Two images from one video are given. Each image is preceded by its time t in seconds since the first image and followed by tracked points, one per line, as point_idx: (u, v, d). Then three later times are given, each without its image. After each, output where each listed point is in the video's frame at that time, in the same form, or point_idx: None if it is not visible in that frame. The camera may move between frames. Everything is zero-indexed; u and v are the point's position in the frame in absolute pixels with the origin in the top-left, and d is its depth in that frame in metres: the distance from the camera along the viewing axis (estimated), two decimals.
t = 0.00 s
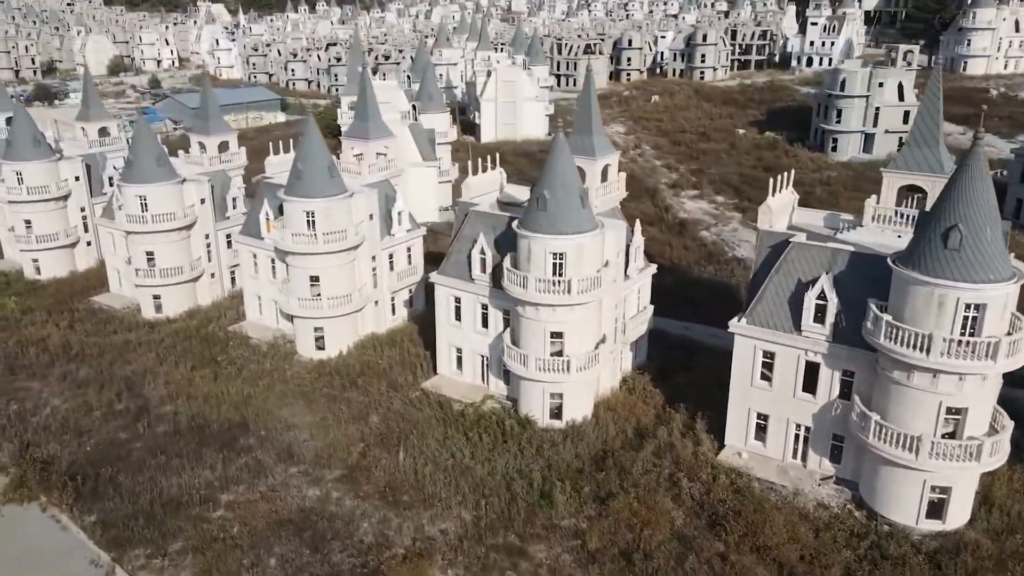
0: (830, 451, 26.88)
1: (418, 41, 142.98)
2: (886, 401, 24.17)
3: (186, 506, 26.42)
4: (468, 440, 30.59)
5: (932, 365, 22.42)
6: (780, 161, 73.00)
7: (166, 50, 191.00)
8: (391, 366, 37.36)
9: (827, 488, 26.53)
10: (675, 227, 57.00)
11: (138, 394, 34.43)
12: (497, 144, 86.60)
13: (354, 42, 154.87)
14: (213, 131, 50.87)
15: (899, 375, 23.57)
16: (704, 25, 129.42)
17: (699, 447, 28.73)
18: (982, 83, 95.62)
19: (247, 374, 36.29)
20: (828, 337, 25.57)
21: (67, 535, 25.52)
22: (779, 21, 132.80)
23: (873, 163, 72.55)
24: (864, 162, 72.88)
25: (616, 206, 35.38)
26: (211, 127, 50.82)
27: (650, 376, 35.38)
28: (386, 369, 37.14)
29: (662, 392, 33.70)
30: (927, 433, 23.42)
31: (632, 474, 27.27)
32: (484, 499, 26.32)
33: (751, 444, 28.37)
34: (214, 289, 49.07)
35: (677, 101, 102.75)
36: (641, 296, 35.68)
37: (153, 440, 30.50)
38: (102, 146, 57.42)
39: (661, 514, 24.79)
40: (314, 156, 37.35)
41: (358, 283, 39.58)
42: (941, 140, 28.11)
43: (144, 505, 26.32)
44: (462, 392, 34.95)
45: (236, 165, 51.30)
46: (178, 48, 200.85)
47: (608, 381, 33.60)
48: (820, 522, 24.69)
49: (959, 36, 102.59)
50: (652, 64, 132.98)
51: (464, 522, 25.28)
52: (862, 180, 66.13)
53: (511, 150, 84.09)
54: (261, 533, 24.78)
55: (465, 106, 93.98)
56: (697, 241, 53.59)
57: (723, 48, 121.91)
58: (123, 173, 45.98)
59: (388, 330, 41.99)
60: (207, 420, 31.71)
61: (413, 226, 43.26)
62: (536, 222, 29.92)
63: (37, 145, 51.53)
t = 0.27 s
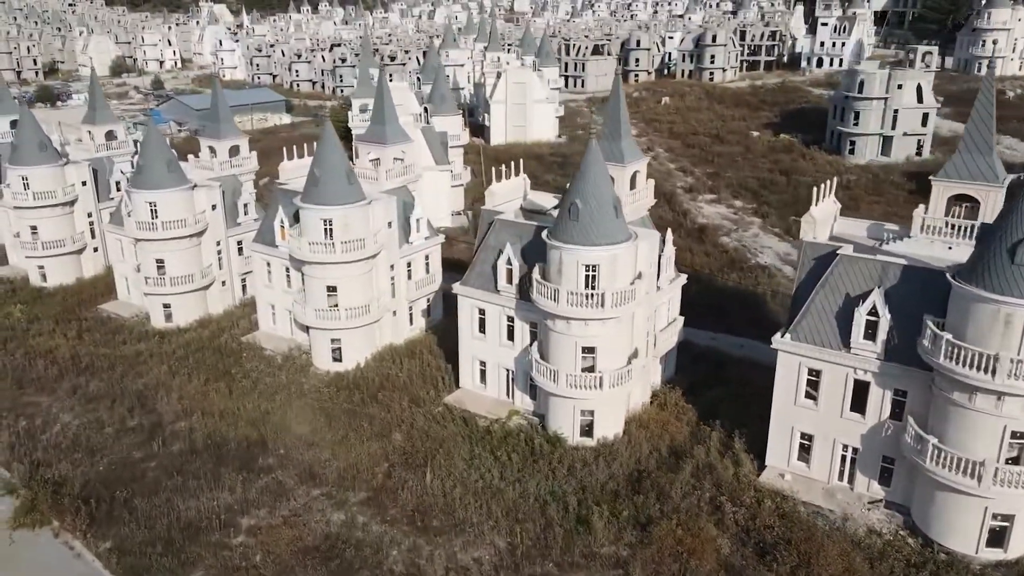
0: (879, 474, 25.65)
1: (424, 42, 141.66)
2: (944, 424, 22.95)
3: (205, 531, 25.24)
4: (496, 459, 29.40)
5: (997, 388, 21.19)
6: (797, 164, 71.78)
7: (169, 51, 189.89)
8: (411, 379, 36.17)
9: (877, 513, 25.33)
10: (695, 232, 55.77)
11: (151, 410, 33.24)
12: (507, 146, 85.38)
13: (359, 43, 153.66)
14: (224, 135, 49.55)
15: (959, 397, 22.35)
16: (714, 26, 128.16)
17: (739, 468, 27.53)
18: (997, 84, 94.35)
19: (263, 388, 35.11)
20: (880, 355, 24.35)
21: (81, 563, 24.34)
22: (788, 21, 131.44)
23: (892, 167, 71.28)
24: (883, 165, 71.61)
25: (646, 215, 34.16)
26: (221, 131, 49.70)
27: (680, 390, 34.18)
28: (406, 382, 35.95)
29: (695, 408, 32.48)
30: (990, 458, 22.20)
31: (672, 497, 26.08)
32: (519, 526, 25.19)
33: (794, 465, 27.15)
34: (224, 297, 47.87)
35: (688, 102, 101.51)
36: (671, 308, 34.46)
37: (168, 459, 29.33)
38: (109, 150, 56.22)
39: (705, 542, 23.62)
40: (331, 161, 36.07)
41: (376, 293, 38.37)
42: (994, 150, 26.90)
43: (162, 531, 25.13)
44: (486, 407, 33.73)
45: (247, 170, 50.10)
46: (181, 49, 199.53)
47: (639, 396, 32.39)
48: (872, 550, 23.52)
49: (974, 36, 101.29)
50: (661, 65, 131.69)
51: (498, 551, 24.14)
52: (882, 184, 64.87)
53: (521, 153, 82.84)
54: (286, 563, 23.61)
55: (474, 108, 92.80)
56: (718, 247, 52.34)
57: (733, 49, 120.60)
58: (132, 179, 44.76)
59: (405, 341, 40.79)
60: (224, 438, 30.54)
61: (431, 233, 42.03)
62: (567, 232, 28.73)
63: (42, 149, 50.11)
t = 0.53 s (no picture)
0: (934, 498, 24.35)
1: (430, 43, 140.33)
2: (1009, 449, 21.71)
3: (226, 560, 24.09)
4: (527, 480, 28.19)
5: None
6: (814, 167, 70.52)
7: (171, 52, 188.52)
8: (432, 393, 34.91)
9: (932, 541, 24.09)
10: (714, 237, 54.47)
11: (164, 427, 32.05)
12: (517, 149, 84.08)
13: (363, 44, 152.26)
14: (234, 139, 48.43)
15: None
16: (722, 27, 126.84)
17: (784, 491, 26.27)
18: (1013, 85, 93.06)
19: (279, 403, 33.91)
20: (940, 375, 23.08)
21: None
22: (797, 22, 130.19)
23: (911, 170, 69.98)
24: (902, 169, 70.32)
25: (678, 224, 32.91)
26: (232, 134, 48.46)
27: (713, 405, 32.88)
28: (427, 396, 34.69)
29: (730, 425, 31.17)
30: None
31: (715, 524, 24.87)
32: (557, 557, 24.14)
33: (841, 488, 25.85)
34: (235, 306, 46.63)
35: (698, 104, 100.17)
36: (703, 320, 33.21)
37: (184, 481, 28.13)
38: (116, 154, 55.03)
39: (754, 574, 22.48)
40: (349, 167, 34.86)
41: (396, 303, 37.12)
42: None
43: (180, 560, 23.99)
44: (512, 424, 32.44)
45: (258, 175, 48.86)
46: (183, 50, 198.16)
47: (673, 413, 31.11)
48: None
49: (988, 37, 99.98)
50: (668, 67, 130.39)
51: None
52: (903, 188, 63.62)
53: (532, 155, 81.55)
54: None
55: (483, 110, 91.51)
56: (740, 253, 51.03)
57: (742, 50, 119.34)
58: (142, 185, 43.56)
59: (424, 352, 39.52)
60: (241, 457, 29.34)
61: (450, 241, 40.81)
62: (602, 242, 27.48)
63: (48, 154, 49.05)
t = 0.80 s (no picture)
0: (993, 526, 23.10)
1: (435, 43, 138.99)
2: None
3: None
4: (559, 504, 26.97)
5: None
6: (832, 170, 69.24)
7: (173, 52, 187.28)
8: (454, 408, 33.69)
9: (991, 571, 22.84)
10: (735, 243, 53.20)
11: (178, 446, 30.84)
12: (527, 151, 82.76)
13: (367, 44, 151.01)
14: (245, 143, 47.18)
15: None
16: (731, 27, 125.62)
17: (831, 516, 25.03)
18: None
19: (296, 420, 32.73)
20: (1003, 397, 21.87)
21: None
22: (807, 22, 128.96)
23: (930, 174, 68.70)
24: (921, 172, 69.05)
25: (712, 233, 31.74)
26: (242, 139, 47.22)
27: (748, 421, 31.58)
28: (450, 412, 33.47)
29: (768, 443, 29.92)
30: None
31: (762, 554, 23.67)
32: None
33: (892, 512, 24.62)
34: (246, 315, 45.39)
35: (709, 106, 98.92)
36: (738, 333, 31.97)
37: (201, 504, 26.94)
38: (122, 158, 53.72)
39: None
40: (368, 174, 33.59)
41: (416, 315, 35.88)
42: None
43: None
44: (539, 442, 31.20)
45: (269, 180, 47.57)
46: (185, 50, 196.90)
47: (709, 432, 29.85)
48: None
49: (1003, 38, 98.67)
50: (677, 67, 129.16)
51: None
52: (925, 192, 62.36)
53: (543, 158, 80.30)
54: None
55: (492, 112, 90.18)
56: (763, 259, 49.70)
57: (752, 51, 118.08)
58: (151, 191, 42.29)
59: (444, 365, 38.27)
60: (259, 479, 28.15)
61: (470, 250, 39.57)
62: (638, 256, 26.28)
63: (54, 158, 47.80)
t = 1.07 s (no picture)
0: None
1: (440, 44, 137.66)
2: None
3: None
4: (595, 529, 25.73)
5: None
6: (850, 173, 68.01)
7: (176, 53, 186.01)
8: (478, 424, 32.43)
9: None
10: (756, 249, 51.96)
11: (192, 465, 29.62)
12: (538, 154, 81.48)
13: (372, 45, 149.75)
14: (256, 148, 45.75)
15: None
16: (741, 28, 124.38)
17: (883, 544, 23.79)
18: None
19: (314, 438, 31.50)
20: None
21: None
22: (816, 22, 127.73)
23: (950, 177, 67.48)
24: (941, 175, 67.83)
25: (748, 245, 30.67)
26: (254, 143, 45.78)
27: (785, 439, 30.30)
28: (473, 428, 32.24)
29: (809, 463, 28.66)
30: None
31: None
32: None
33: (949, 540, 23.36)
34: (258, 324, 44.15)
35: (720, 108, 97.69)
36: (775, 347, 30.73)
37: (218, 529, 25.77)
38: (129, 162, 52.47)
39: None
40: (388, 180, 32.34)
41: (436, 326, 34.62)
42: None
43: None
44: (568, 462, 29.91)
45: (280, 185, 46.31)
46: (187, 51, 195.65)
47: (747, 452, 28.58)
48: None
49: (1018, 38, 97.43)
50: (685, 68, 127.90)
51: None
52: (947, 196, 61.15)
53: (554, 160, 79.04)
54: None
55: (501, 113, 88.83)
56: (786, 266, 48.41)
57: (762, 51, 116.85)
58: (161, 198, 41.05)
59: (464, 378, 36.98)
60: (278, 502, 26.93)
61: (491, 259, 38.34)
62: (678, 269, 25.03)
63: (59, 163, 46.58)
